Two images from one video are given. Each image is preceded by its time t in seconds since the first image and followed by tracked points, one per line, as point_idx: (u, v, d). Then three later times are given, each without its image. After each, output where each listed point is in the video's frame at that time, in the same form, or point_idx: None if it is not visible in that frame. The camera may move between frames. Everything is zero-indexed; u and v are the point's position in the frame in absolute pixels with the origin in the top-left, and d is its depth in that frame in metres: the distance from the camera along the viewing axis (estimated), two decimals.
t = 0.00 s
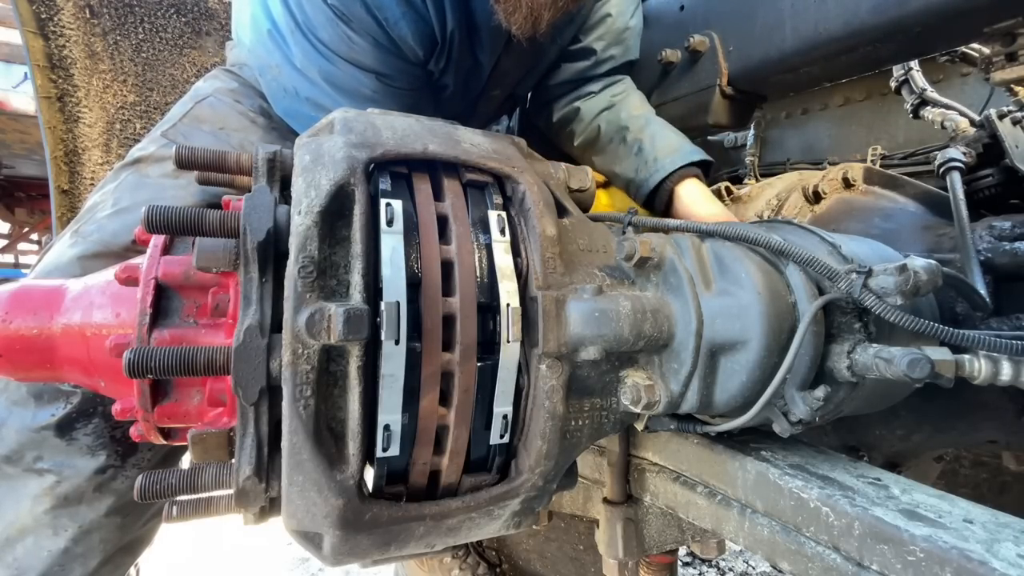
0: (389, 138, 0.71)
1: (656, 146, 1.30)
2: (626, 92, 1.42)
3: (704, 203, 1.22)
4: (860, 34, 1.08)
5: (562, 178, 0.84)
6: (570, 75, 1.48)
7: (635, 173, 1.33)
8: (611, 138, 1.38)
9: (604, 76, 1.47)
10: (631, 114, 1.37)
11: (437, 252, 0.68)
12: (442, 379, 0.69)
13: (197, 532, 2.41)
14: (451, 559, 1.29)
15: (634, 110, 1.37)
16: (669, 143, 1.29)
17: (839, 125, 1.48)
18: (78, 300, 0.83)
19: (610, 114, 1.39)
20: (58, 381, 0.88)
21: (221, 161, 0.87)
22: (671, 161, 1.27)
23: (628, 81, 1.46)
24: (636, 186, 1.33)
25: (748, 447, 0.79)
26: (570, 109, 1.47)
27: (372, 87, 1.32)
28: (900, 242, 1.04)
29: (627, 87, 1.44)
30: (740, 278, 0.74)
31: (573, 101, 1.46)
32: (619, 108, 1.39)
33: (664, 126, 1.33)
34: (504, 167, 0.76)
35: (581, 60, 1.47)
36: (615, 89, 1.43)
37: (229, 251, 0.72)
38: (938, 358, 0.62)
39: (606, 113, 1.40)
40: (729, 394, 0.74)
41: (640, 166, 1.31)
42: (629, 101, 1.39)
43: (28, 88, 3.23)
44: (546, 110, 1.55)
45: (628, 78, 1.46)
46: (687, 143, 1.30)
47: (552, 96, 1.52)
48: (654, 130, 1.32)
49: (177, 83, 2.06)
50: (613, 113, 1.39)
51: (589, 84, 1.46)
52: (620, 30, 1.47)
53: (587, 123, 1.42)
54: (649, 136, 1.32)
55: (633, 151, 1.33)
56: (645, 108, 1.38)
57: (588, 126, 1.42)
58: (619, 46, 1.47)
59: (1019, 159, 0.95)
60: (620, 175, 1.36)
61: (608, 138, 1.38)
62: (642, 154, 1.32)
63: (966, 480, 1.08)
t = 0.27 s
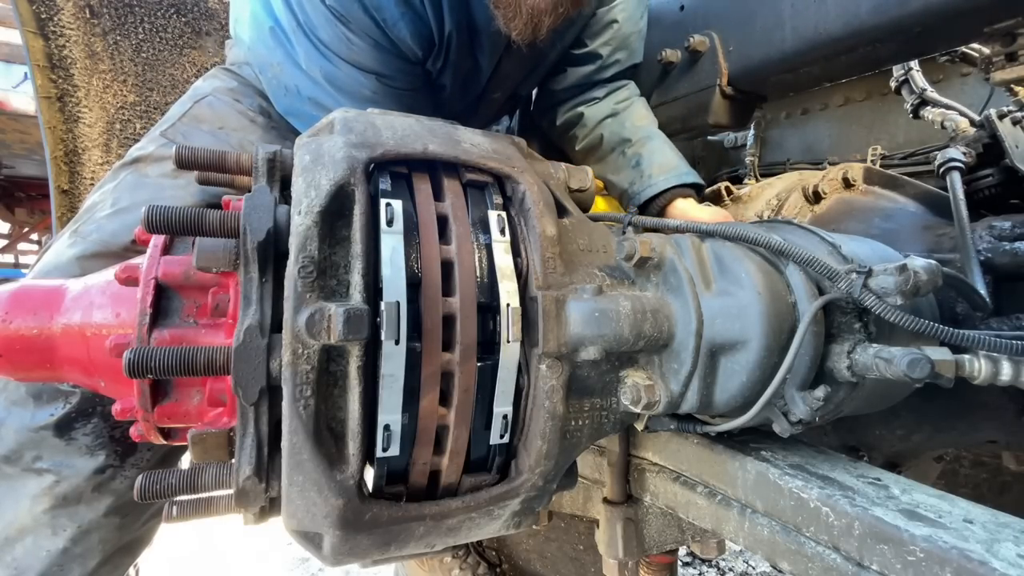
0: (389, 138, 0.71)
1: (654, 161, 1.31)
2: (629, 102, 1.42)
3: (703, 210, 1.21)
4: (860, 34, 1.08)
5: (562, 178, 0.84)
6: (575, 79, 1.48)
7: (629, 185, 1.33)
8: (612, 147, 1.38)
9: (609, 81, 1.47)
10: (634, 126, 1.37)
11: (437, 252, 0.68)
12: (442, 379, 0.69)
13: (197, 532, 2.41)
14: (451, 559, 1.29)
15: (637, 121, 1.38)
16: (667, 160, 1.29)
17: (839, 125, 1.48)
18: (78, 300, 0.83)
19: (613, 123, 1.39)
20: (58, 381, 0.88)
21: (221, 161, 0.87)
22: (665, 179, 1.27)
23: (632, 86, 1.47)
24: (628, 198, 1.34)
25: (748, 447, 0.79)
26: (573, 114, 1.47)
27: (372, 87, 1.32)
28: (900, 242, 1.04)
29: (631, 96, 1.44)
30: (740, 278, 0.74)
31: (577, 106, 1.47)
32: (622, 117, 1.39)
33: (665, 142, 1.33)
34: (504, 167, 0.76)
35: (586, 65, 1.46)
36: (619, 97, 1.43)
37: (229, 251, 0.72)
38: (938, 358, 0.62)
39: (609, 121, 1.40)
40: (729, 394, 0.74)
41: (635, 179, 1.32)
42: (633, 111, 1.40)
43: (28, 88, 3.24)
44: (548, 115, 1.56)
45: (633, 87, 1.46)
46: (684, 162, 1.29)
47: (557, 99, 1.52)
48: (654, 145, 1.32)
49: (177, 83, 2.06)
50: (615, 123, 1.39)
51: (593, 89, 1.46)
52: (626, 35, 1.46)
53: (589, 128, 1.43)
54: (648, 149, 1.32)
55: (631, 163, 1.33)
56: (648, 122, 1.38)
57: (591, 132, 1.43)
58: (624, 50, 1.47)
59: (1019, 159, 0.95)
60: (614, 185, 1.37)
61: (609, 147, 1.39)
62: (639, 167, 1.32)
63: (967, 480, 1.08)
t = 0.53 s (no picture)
0: (389, 138, 0.71)
1: (651, 167, 1.30)
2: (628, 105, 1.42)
3: (697, 210, 1.21)
4: (860, 35, 1.08)
5: (562, 178, 0.84)
6: (576, 83, 1.48)
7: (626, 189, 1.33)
8: (611, 151, 1.38)
9: (609, 83, 1.47)
10: (633, 131, 1.37)
11: (437, 252, 0.68)
12: (442, 379, 0.69)
13: (197, 532, 2.41)
14: (451, 559, 1.29)
15: (636, 126, 1.37)
16: (664, 167, 1.28)
17: (839, 125, 1.48)
18: (78, 300, 0.83)
19: (612, 127, 1.39)
20: (58, 381, 0.88)
21: (221, 161, 0.87)
22: (661, 186, 1.26)
23: (632, 88, 1.47)
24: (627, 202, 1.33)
25: (748, 447, 0.79)
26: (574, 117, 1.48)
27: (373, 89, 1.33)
28: (900, 242, 1.04)
29: (632, 100, 1.44)
30: (740, 278, 0.74)
31: (577, 109, 1.48)
32: (622, 121, 1.40)
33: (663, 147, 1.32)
34: (504, 167, 0.76)
35: (586, 68, 1.46)
36: (619, 100, 1.43)
37: (229, 251, 0.72)
38: (938, 358, 0.62)
39: (608, 124, 1.41)
40: (729, 394, 0.74)
41: (632, 184, 1.32)
42: (632, 115, 1.40)
43: (28, 88, 3.24)
44: (548, 116, 1.57)
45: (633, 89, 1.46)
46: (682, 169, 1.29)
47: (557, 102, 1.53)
48: (652, 151, 1.31)
49: (177, 83, 2.06)
50: (615, 127, 1.39)
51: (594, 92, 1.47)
52: (626, 38, 1.45)
53: (588, 131, 1.43)
54: (645, 155, 1.32)
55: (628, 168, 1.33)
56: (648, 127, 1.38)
57: (590, 135, 1.43)
58: (625, 53, 1.47)
59: (1019, 159, 0.95)
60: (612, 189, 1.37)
61: (609, 151, 1.39)
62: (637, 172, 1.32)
63: (966, 480, 1.08)
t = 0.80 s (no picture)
0: (389, 138, 0.71)
1: (650, 170, 1.29)
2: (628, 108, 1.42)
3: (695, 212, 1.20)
4: (860, 35, 1.08)
5: (562, 178, 0.84)
6: (576, 84, 1.47)
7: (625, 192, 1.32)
8: (610, 154, 1.38)
9: (609, 86, 1.47)
10: (632, 134, 1.36)
11: (437, 252, 0.68)
12: (442, 379, 0.69)
13: (197, 532, 2.41)
14: (451, 559, 1.29)
15: (636, 129, 1.37)
16: (663, 170, 1.28)
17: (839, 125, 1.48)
18: (78, 300, 0.83)
19: (611, 129, 1.40)
20: (57, 381, 0.88)
21: (221, 161, 0.87)
22: (660, 189, 1.26)
23: (632, 90, 1.47)
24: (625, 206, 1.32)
25: (748, 447, 0.79)
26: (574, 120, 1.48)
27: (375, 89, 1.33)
28: (900, 242, 1.04)
29: (631, 102, 1.44)
30: (740, 279, 0.74)
31: (577, 111, 1.48)
32: (621, 124, 1.40)
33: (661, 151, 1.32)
34: (504, 167, 0.76)
35: (586, 69, 1.46)
36: (620, 103, 1.43)
37: (230, 251, 0.72)
38: (938, 358, 0.62)
39: (608, 127, 1.41)
40: (729, 394, 0.74)
41: (630, 188, 1.31)
42: (632, 118, 1.39)
43: (28, 88, 3.24)
44: (548, 118, 1.56)
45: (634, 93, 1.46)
46: (679, 173, 1.28)
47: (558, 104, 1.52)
48: (651, 154, 1.31)
49: (177, 83, 2.06)
50: (614, 129, 1.39)
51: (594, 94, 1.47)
52: (626, 40, 1.45)
53: (588, 134, 1.43)
54: (644, 158, 1.31)
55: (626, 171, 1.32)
56: (647, 131, 1.37)
57: (590, 138, 1.43)
58: (625, 55, 1.47)
59: (1019, 159, 0.95)
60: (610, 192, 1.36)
61: (608, 154, 1.39)
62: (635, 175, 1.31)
63: (967, 480, 1.08)
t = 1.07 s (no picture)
0: (389, 138, 0.71)
1: (651, 164, 1.29)
2: (626, 104, 1.43)
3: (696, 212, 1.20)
4: (860, 35, 1.08)
5: (562, 178, 0.84)
6: (575, 83, 1.48)
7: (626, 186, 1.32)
8: (610, 150, 1.38)
9: (609, 83, 1.47)
10: (631, 129, 1.37)
11: (437, 252, 0.68)
12: (442, 379, 0.69)
13: (196, 532, 2.41)
14: (451, 559, 1.29)
15: (635, 124, 1.37)
16: (663, 163, 1.28)
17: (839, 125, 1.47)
18: (78, 300, 0.83)
19: (610, 126, 1.39)
20: (57, 381, 0.88)
21: (222, 161, 0.87)
22: (661, 182, 1.26)
23: (630, 88, 1.47)
24: (627, 201, 1.32)
25: (748, 447, 0.79)
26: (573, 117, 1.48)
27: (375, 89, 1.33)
28: (900, 242, 1.04)
29: (630, 99, 1.45)
30: (740, 278, 0.74)
31: (576, 109, 1.48)
32: (620, 120, 1.40)
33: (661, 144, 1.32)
34: (504, 167, 0.76)
35: (584, 68, 1.47)
36: (618, 100, 1.44)
37: (229, 251, 0.72)
38: (938, 358, 0.62)
39: (607, 123, 1.41)
40: (729, 394, 0.74)
41: (632, 182, 1.31)
42: (631, 114, 1.40)
43: (28, 88, 3.24)
44: (548, 118, 1.57)
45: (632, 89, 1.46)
46: (680, 165, 1.28)
47: (558, 103, 1.53)
48: (651, 148, 1.31)
49: (177, 83, 2.06)
50: (613, 125, 1.40)
51: (592, 92, 1.48)
52: (624, 38, 1.46)
53: (588, 131, 1.43)
54: (645, 152, 1.31)
55: (627, 165, 1.32)
56: (647, 126, 1.38)
57: (589, 135, 1.43)
58: (622, 53, 1.48)
59: (1019, 159, 0.95)
60: (612, 188, 1.36)
61: (608, 150, 1.39)
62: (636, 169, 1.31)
63: (967, 480, 1.08)
